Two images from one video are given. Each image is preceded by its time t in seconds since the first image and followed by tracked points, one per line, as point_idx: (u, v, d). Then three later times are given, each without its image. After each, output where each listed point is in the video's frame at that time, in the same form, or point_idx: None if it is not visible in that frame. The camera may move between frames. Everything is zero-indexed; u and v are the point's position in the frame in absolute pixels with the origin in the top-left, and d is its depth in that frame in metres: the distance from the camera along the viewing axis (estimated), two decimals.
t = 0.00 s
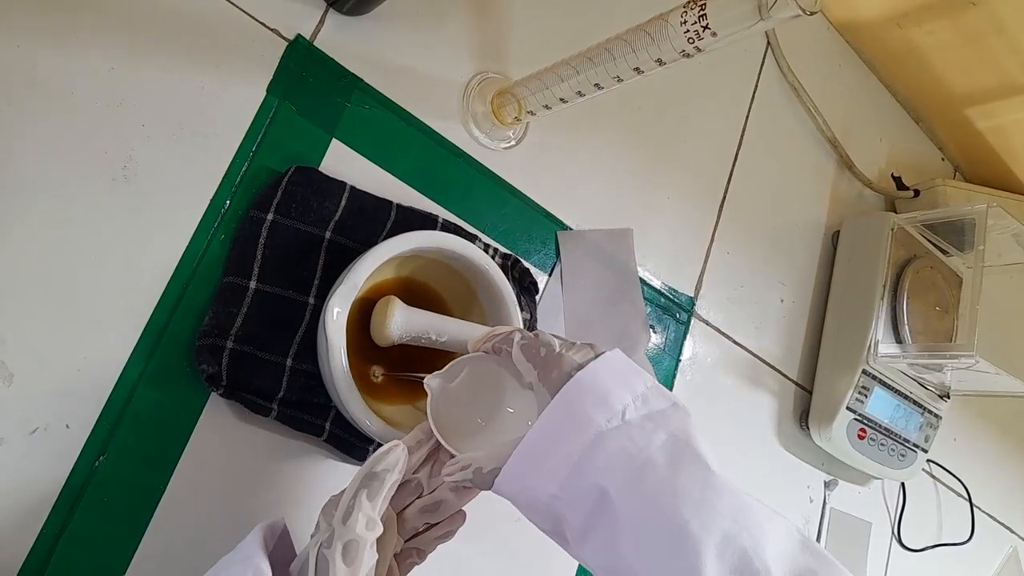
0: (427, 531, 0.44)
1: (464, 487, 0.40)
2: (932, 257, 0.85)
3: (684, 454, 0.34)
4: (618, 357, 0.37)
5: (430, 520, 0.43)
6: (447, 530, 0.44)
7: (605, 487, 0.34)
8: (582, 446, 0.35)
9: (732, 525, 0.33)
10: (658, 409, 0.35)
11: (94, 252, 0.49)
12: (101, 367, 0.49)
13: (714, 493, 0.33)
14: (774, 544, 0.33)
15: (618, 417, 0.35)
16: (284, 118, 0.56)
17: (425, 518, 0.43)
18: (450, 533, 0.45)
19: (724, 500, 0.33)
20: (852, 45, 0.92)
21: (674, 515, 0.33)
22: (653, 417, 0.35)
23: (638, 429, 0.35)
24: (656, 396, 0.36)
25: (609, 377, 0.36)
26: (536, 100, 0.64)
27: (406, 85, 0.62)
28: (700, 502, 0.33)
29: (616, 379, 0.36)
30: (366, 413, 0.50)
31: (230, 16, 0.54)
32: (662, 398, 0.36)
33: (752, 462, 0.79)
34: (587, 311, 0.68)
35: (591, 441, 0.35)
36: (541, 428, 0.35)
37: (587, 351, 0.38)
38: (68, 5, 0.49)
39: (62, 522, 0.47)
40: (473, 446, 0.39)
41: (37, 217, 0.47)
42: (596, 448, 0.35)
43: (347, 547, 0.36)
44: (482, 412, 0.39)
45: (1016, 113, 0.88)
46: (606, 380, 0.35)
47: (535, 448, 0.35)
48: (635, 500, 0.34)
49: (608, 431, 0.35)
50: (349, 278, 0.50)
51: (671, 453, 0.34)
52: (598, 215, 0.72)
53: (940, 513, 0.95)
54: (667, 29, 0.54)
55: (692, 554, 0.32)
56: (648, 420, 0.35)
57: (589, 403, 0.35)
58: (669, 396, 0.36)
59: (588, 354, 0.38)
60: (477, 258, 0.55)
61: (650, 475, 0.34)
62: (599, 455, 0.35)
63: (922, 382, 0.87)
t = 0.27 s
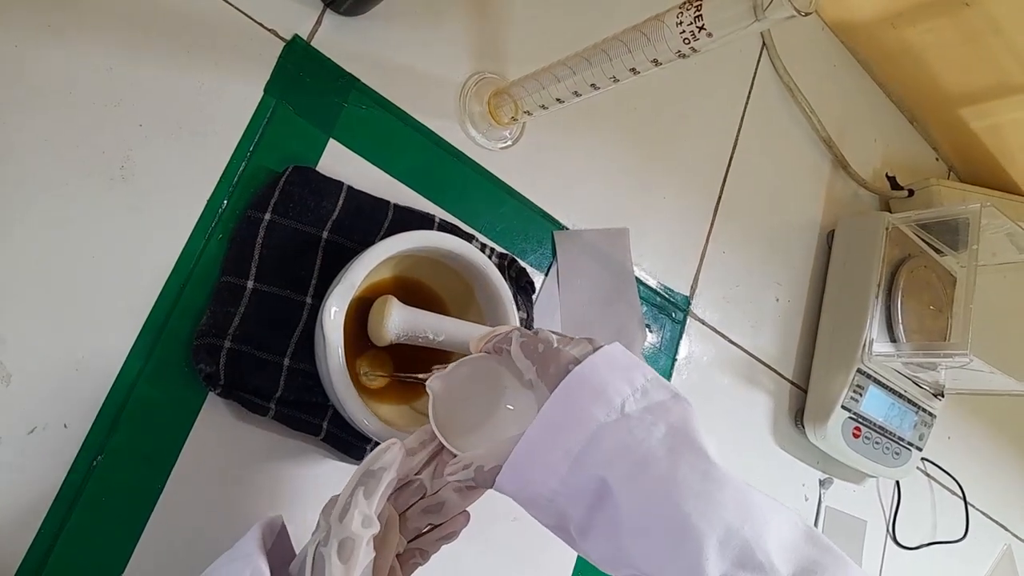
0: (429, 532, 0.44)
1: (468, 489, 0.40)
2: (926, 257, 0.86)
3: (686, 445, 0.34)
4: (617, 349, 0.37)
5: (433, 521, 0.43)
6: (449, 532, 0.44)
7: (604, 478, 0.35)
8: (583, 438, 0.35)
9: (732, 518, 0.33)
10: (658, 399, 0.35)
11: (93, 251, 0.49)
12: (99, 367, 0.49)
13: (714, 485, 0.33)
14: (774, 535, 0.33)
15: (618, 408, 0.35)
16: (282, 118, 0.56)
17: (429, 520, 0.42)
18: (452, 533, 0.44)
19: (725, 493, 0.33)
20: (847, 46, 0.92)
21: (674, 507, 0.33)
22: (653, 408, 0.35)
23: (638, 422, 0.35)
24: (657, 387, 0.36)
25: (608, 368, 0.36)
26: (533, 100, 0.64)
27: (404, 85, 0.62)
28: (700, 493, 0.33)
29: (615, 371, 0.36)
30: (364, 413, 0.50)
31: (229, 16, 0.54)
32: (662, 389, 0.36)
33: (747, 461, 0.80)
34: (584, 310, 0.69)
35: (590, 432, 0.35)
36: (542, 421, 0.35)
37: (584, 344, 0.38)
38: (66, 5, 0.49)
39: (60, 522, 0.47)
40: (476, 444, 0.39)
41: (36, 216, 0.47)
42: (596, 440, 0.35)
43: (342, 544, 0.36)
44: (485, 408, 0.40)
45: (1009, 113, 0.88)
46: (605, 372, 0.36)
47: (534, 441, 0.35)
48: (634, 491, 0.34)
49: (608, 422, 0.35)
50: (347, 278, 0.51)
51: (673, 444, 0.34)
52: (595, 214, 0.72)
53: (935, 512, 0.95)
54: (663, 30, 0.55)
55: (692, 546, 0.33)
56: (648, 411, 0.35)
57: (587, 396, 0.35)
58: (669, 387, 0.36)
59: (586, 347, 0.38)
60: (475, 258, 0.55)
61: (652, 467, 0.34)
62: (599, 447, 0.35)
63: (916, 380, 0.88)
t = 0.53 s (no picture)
0: (438, 532, 0.43)
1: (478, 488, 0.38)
2: (925, 257, 0.86)
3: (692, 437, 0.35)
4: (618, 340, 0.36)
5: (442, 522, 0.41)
6: (460, 531, 0.43)
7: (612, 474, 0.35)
8: (586, 433, 0.35)
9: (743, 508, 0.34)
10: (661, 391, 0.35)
11: (93, 252, 0.49)
12: (99, 366, 0.49)
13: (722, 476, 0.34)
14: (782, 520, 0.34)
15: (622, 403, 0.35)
16: (282, 119, 0.56)
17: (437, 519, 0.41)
18: (461, 533, 0.43)
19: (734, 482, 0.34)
20: (846, 46, 0.92)
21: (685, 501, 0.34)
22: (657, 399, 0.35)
23: (642, 414, 0.35)
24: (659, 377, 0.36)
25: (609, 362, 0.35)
26: (533, 101, 0.64)
27: (404, 86, 0.62)
28: (709, 485, 0.34)
29: (618, 363, 0.35)
30: (363, 412, 0.50)
31: (228, 16, 0.54)
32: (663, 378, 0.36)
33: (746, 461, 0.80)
34: (583, 310, 0.69)
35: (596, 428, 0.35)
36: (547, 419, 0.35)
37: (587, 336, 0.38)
38: (66, 5, 0.49)
39: (60, 521, 0.47)
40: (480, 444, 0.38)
41: (36, 217, 0.48)
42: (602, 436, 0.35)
43: (341, 544, 0.37)
44: (483, 406, 0.39)
45: (1007, 115, 0.88)
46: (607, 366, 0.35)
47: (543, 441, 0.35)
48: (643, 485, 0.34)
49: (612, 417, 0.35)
50: (347, 279, 0.51)
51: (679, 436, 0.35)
52: (594, 215, 0.72)
53: (933, 512, 0.96)
54: (663, 31, 0.55)
55: (701, 536, 0.34)
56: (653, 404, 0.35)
57: (591, 392, 0.35)
58: (674, 375, 0.36)
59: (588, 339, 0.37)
60: (474, 258, 0.56)
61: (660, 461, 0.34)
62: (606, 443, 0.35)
63: (915, 381, 0.88)
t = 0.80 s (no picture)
0: (455, 531, 0.42)
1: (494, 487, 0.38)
2: (922, 258, 0.86)
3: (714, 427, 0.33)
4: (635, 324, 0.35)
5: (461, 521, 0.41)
6: (478, 531, 0.42)
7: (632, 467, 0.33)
8: (602, 425, 0.34)
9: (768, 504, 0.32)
10: (680, 378, 0.34)
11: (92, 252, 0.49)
12: (98, 367, 0.49)
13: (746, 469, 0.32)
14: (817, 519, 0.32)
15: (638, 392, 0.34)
16: (281, 120, 0.56)
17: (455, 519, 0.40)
18: (479, 534, 0.42)
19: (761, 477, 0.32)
20: (844, 48, 0.92)
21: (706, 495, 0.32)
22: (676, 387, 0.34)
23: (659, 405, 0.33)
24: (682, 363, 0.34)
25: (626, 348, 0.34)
26: (532, 102, 0.64)
27: (403, 87, 0.62)
28: (733, 478, 0.32)
29: (636, 348, 0.34)
30: (361, 411, 0.50)
31: (228, 17, 0.54)
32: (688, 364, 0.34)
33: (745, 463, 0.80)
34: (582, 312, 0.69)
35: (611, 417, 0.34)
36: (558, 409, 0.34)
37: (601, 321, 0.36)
38: (65, 5, 0.49)
39: (60, 522, 0.47)
40: (495, 440, 0.37)
41: (35, 217, 0.47)
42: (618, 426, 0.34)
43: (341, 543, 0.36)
44: (495, 402, 0.37)
45: (1005, 116, 0.89)
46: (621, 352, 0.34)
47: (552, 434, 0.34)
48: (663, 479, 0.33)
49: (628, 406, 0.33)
50: (346, 281, 0.51)
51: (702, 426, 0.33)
52: (593, 216, 0.72)
53: (931, 513, 0.96)
54: (662, 33, 0.55)
55: (725, 532, 0.32)
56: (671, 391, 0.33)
57: (604, 380, 0.34)
58: (696, 360, 0.34)
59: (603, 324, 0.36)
60: (473, 259, 0.56)
61: (678, 452, 0.33)
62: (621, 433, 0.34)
63: (912, 382, 0.88)
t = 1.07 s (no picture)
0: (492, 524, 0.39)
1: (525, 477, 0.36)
2: (919, 257, 0.86)
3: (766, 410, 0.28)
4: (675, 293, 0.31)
5: (498, 514, 0.38)
6: (516, 527, 0.38)
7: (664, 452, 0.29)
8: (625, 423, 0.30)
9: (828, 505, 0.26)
10: (729, 351, 0.29)
11: (90, 251, 0.49)
12: (97, 365, 0.49)
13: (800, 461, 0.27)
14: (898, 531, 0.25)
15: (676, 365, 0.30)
16: (278, 118, 0.56)
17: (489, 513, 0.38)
18: (520, 530, 0.38)
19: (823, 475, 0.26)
20: (841, 46, 0.93)
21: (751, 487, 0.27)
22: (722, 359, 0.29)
23: (686, 397, 0.29)
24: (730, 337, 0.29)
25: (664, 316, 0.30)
26: (529, 101, 0.64)
27: (401, 86, 0.62)
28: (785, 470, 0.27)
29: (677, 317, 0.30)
30: (360, 408, 0.50)
31: (226, 15, 0.54)
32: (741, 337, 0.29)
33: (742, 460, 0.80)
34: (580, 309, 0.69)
35: (643, 394, 0.30)
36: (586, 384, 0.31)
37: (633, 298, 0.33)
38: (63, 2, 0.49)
39: (58, 520, 0.47)
40: (526, 432, 0.34)
41: (33, 215, 0.48)
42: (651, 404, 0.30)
43: (354, 536, 0.35)
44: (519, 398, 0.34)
45: (1001, 114, 0.89)
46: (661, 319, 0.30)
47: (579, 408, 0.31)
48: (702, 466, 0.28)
49: (662, 381, 0.30)
50: (343, 279, 0.51)
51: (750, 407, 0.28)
52: (590, 214, 0.72)
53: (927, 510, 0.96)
54: (659, 31, 0.55)
55: (772, 539, 0.26)
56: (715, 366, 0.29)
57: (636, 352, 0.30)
58: (730, 343, 0.29)
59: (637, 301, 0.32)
60: (471, 258, 0.56)
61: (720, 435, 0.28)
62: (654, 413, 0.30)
63: (908, 379, 0.88)
